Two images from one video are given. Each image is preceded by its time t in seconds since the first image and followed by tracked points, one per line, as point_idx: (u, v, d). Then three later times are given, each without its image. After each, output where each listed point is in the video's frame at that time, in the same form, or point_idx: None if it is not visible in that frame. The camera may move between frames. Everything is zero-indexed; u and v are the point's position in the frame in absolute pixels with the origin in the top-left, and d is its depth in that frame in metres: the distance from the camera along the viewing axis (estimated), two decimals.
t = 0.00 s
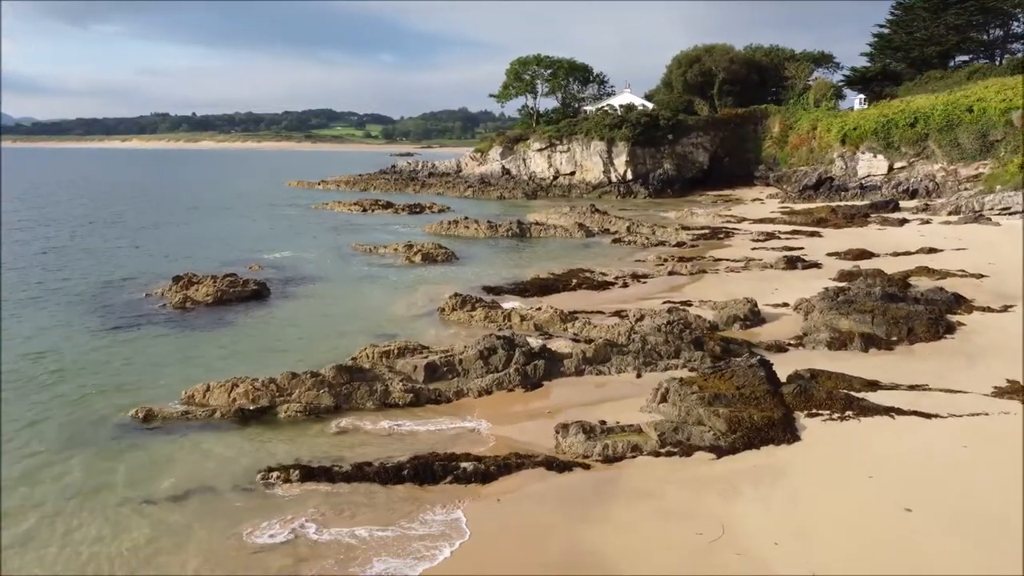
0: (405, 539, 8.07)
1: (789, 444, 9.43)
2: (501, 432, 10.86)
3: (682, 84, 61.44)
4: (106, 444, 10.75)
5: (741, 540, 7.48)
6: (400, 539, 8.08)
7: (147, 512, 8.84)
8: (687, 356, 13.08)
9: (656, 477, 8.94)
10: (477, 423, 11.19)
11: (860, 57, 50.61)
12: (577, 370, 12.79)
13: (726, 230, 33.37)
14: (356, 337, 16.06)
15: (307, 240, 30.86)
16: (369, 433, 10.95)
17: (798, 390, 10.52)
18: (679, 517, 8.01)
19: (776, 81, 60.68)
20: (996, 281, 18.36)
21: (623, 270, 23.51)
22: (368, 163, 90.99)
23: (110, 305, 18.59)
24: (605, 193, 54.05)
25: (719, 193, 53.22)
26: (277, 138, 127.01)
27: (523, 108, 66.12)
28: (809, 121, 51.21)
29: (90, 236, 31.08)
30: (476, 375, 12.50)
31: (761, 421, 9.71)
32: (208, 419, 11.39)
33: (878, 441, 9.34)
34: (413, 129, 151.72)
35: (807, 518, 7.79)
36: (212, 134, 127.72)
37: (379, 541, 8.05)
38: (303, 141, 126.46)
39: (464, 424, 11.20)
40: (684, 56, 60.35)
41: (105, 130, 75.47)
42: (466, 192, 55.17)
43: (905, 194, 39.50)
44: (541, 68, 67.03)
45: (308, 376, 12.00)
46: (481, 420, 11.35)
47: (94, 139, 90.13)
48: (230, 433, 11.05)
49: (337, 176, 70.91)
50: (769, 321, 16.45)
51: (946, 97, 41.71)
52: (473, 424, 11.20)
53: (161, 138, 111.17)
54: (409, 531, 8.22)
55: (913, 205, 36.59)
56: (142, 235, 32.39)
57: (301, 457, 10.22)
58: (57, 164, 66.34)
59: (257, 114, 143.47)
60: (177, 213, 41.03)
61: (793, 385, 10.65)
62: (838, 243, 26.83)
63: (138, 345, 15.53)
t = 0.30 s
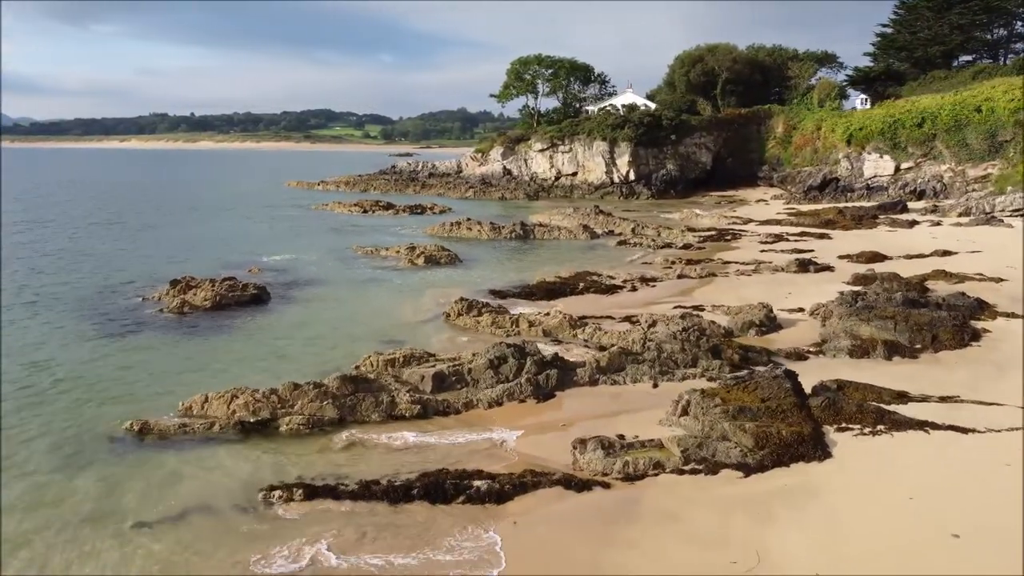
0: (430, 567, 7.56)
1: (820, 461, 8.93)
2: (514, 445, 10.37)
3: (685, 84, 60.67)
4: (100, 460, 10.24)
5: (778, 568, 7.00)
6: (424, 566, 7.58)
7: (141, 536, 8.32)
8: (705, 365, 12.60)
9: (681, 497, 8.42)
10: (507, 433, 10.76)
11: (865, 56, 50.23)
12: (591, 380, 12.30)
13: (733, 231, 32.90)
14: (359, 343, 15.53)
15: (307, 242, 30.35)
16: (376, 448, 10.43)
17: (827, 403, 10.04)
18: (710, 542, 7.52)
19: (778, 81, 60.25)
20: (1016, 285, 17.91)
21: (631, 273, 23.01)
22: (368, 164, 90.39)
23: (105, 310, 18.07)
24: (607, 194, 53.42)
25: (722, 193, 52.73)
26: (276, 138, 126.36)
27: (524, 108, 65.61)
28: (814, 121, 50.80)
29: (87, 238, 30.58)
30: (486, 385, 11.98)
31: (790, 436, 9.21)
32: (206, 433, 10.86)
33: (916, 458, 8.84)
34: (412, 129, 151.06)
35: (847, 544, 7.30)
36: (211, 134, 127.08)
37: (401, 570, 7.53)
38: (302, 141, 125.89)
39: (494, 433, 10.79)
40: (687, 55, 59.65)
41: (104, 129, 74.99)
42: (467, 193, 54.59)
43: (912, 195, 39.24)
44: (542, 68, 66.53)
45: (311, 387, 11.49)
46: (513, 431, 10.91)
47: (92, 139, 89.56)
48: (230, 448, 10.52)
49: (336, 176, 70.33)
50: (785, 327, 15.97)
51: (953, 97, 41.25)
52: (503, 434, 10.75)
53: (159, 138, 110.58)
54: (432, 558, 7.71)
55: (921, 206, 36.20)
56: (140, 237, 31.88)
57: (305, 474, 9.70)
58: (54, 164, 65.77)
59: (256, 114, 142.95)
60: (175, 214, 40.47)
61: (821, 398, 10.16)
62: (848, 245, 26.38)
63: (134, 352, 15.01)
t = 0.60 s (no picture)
0: None
1: (856, 481, 8.42)
2: (530, 459, 9.86)
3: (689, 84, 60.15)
4: (96, 479, 9.74)
5: None
6: None
7: (138, 563, 7.81)
8: (726, 374, 12.10)
9: (712, 521, 7.90)
10: (541, 444, 10.35)
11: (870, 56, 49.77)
12: (607, 391, 11.77)
13: (741, 233, 32.40)
14: (364, 349, 15.02)
15: (308, 244, 29.80)
16: (384, 463, 9.91)
17: (860, 417, 9.54)
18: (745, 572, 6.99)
19: (783, 81, 59.75)
20: None
21: (641, 276, 22.50)
22: (368, 164, 89.73)
23: (102, 316, 17.55)
24: (611, 195, 52.80)
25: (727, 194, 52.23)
26: (275, 138, 125.69)
27: (527, 108, 65.06)
28: (819, 121, 50.32)
29: (85, 240, 30.06)
30: (498, 396, 11.47)
31: (824, 454, 8.70)
32: (205, 448, 10.32)
33: (962, 477, 8.28)
34: (412, 129, 150.34)
35: None
36: (211, 134, 126.50)
37: None
38: (302, 141, 125.21)
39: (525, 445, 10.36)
40: (690, 54, 59.02)
41: (103, 130, 74.51)
42: (469, 194, 54.00)
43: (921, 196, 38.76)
44: (544, 67, 66.01)
45: (315, 398, 10.99)
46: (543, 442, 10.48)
47: (91, 139, 88.94)
48: (230, 464, 10.01)
49: (337, 177, 69.75)
50: (804, 333, 15.47)
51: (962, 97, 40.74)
52: (534, 446, 10.32)
53: (158, 138, 109.96)
54: None
55: (932, 207, 35.74)
56: (140, 239, 31.41)
57: (310, 492, 9.18)
58: (53, 165, 65.17)
59: (256, 114, 142.33)
60: (174, 215, 39.89)
61: (853, 412, 9.65)
62: (860, 247, 25.87)
63: (132, 360, 14.49)
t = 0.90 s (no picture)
0: None
1: (898, 502, 7.91)
2: (547, 476, 9.38)
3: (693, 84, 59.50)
4: (89, 499, 9.22)
5: None
6: None
7: None
8: (749, 385, 11.60)
9: (747, 546, 7.40)
10: (576, 454, 9.97)
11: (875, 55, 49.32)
12: (625, 403, 11.26)
13: (750, 234, 31.90)
14: (370, 357, 14.50)
15: (310, 246, 29.29)
16: (394, 480, 9.41)
17: (897, 433, 9.04)
18: None
19: (787, 81, 59.21)
20: None
21: (651, 279, 22.01)
22: (369, 164, 89.20)
23: (99, 321, 17.04)
24: (614, 196, 52.24)
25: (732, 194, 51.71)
26: (275, 138, 125.08)
27: (529, 107, 64.55)
28: (825, 121, 49.81)
29: (84, 242, 29.57)
30: (512, 408, 10.96)
31: (863, 473, 8.20)
32: (206, 464, 9.83)
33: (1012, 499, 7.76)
34: (412, 129, 149.73)
35: None
36: (210, 134, 125.93)
37: None
38: (302, 141, 124.58)
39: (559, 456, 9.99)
40: (694, 54, 58.46)
41: (103, 129, 74.04)
42: (472, 194, 53.47)
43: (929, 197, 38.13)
44: (547, 67, 65.52)
45: (321, 411, 10.50)
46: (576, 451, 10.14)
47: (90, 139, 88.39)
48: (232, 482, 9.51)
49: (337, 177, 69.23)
50: (824, 339, 14.97)
51: (970, 96, 40.28)
52: (561, 459, 9.86)
53: (158, 138, 109.41)
54: None
55: (942, 208, 35.21)
56: (140, 240, 30.92)
57: (316, 513, 8.67)
58: (51, 165, 64.65)
59: (256, 114, 141.90)
60: (173, 216, 39.39)
61: (890, 427, 9.15)
62: (874, 249, 25.37)
63: (129, 369, 13.99)
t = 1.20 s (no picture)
0: None
1: (944, 527, 7.40)
2: (567, 494, 8.87)
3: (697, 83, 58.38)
4: (81, 518, 8.71)
5: None
6: None
7: None
8: (773, 396, 11.11)
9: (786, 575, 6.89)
10: (605, 468, 9.49)
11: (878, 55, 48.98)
12: (645, 415, 10.76)
13: (759, 236, 31.41)
14: (376, 365, 14.01)
15: (311, 248, 28.79)
16: (404, 499, 8.90)
17: (939, 450, 8.53)
18: None
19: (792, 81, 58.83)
20: None
21: (661, 282, 21.52)
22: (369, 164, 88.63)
23: (96, 327, 16.56)
24: (618, 196, 51.63)
25: (737, 195, 51.19)
26: (275, 138, 124.49)
27: (531, 107, 64.06)
28: (831, 121, 49.37)
29: (82, 245, 29.10)
30: (527, 421, 10.46)
31: (905, 495, 7.69)
32: (207, 480, 9.34)
33: None
34: (413, 129, 149.15)
35: None
36: (210, 134, 125.37)
37: None
38: (302, 141, 123.97)
39: (583, 470, 9.52)
40: (698, 53, 57.97)
41: (103, 129, 73.60)
42: (474, 195, 52.94)
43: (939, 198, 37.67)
44: (549, 66, 65.04)
45: (327, 425, 10.01)
46: (600, 463, 9.68)
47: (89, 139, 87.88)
48: (234, 500, 9.00)
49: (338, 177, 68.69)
50: (846, 346, 14.48)
51: (978, 96, 39.81)
52: (580, 476, 9.37)
53: (157, 138, 108.89)
54: None
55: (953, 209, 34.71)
56: (139, 243, 30.44)
57: (322, 536, 8.15)
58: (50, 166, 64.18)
59: (256, 115, 141.44)
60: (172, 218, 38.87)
61: (930, 445, 8.64)
62: (887, 252, 24.84)
63: (126, 377, 13.51)
